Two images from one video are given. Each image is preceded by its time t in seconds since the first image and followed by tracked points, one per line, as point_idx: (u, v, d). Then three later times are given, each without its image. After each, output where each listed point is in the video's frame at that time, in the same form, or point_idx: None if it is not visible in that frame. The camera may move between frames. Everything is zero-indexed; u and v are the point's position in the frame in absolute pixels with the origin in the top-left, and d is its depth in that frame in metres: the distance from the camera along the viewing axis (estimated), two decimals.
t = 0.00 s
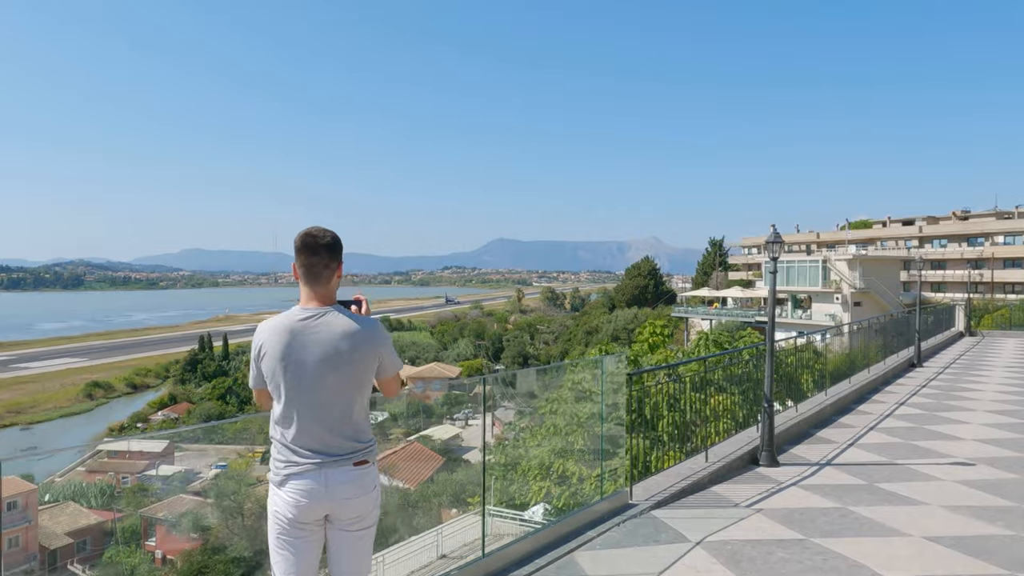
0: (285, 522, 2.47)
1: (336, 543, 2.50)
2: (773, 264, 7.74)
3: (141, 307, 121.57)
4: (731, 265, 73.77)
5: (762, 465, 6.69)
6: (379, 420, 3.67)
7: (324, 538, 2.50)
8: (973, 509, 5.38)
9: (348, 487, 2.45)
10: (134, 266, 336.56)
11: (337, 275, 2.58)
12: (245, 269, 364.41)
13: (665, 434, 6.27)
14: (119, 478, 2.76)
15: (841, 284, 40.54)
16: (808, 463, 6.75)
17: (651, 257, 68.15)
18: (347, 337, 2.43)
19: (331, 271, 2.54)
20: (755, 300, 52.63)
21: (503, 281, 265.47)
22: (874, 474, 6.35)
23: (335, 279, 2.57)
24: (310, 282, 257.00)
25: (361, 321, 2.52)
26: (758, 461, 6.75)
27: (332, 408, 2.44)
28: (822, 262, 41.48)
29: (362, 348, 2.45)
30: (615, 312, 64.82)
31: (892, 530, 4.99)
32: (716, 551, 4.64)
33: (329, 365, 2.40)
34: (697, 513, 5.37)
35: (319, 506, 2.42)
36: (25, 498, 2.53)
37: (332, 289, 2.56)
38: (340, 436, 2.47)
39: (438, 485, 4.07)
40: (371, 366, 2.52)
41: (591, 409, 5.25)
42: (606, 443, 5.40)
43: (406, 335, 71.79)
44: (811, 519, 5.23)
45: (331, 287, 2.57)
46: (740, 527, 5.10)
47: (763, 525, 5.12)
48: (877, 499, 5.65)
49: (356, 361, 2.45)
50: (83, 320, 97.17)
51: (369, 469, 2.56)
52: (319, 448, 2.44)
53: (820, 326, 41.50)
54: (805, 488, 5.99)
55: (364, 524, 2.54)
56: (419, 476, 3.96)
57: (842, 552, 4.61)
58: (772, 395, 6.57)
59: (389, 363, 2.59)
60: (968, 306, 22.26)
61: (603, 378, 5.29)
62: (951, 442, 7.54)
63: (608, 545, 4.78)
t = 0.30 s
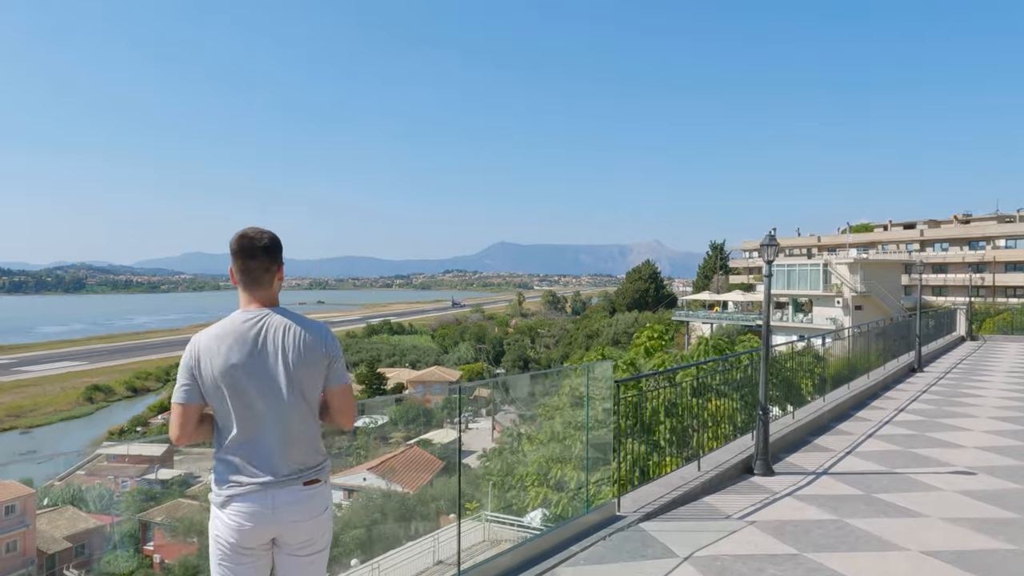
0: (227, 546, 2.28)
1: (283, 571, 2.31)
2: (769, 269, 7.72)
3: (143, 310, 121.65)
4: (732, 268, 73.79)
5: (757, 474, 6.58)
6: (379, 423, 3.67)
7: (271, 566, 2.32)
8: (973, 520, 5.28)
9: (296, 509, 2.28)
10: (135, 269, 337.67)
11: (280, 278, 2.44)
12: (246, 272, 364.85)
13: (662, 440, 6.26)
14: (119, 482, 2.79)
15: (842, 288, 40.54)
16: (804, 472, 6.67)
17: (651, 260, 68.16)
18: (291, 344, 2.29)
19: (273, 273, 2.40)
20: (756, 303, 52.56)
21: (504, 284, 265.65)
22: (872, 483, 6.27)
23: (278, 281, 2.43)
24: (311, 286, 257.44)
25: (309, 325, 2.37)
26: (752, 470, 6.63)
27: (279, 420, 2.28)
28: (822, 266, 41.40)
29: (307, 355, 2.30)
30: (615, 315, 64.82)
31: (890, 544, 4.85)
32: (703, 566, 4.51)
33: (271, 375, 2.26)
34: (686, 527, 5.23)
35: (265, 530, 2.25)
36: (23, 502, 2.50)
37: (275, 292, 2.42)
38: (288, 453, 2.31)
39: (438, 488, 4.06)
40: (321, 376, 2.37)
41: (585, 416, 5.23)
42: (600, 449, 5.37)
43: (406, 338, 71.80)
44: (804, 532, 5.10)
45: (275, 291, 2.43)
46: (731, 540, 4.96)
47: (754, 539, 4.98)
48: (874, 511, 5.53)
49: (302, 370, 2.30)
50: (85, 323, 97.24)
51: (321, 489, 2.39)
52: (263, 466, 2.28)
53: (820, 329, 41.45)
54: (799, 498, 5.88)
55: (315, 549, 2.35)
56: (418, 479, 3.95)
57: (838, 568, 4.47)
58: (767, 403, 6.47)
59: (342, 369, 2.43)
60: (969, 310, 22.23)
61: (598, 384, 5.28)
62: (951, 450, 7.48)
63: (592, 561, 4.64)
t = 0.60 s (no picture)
0: None
1: None
2: (761, 273, 7.68)
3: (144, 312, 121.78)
4: (733, 271, 73.78)
5: (747, 482, 6.42)
6: (378, 426, 3.66)
7: None
8: (969, 532, 5.14)
9: (231, 531, 2.20)
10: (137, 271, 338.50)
11: (201, 281, 2.36)
12: (248, 274, 365.39)
13: (660, 445, 6.23)
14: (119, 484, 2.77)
15: (843, 291, 40.47)
16: (797, 480, 6.59)
17: (652, 263, 68.19)
18: (219, 344, 2.19)
19: (194, 275, 2.32)
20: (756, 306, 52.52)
21: (504, 286, 265.74)
22: (867, 492, 6.18)
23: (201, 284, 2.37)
24: (312, 288, 257.39)
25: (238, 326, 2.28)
26: (743, 479, 6.47)
27: (210, 427, 2.19)
28: (823, 269, 41.38)
29: (237, 357, 2.21)
30: (615, 318, 64.83)
31: (881, 557, 4.69)
32: None
33: (202, 381, 2.16)
34: (668, 540, 5.04)
35: (194, 556, 2.16)
36: (21, 504, 2.51)
37: (199, 294, 2.35)
38: (222, 460, 2.22)
39: (435, 493, 4.03)
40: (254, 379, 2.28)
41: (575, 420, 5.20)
42: (588, 456, 5.32)
43: (407, 340, 71.82)
44: (792, 546, 4.92)
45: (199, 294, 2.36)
46: (715, 556, 4.77)
47: (739, 553, 4.79)
48: (868, 523, 5.36)
49: (233, 373, 2.20)
50: (86, 325, 97.45)
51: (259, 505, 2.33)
52: (197, 479, 2.18)
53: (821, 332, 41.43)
54: (790, 509, 5.72)
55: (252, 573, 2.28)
56: (414, 482, 3.92)
57: None
58: (758, 410, 6.36)
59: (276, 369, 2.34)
60: (970, 313, 22.18)
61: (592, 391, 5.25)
62: (948, 457, 7.41)
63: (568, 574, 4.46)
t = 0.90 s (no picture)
0: None
1: None
2: (761, 276, 7.61)
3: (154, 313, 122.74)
4: (742, 273, 73.53)
5: (749, 491, 6.33)
6: (385, 428, 3.67)
7: None
8: (974, 545, 5.04)
9: (187, 558, 2.16)
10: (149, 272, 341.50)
11: (188, 287, 2.35)
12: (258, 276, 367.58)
13: (664, 449, 6.20)
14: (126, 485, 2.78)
15: (853, 293, 40.14)
16: (801, 489, 6.51)
17: (660, 265, 68.05)
18: (192, 359, 2.15)
19: (178, 282, 2.31)
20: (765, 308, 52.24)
21: (513, 288, 265.78)
22: (870, 503, 6.10)
23: (188, 289, 2.37)
24: (322, 290, 258.39)
25: (217, 339, 2.23)
26: (744, 488, 6.38)
27: (175, 445, 2.15)
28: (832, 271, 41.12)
29: (209, 375, 2.16)
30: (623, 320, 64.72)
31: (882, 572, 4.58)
32: None
33: (170, 396, 2.12)
34: (662, 554, 4.87)
35: None
36: (29, 505, 2.54)
37: (185, 300, 2.35)
38: (182, 479, 2.17)
39: (437, 498, 4.00)
40: (227, 398, 2.22)
41: (578, 422, 5.19)
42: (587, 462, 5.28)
43: (415, 342, 72.03)
44: (792, 559, 4.79)
45: (185, 298, 2.35)
46: (712, 570, 4.63)
47: (735, 568, 4.66)
48: (871, 535, 5.26)
49: (204, 389, 2.15)
50: (97, 326, 98.33)
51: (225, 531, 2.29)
52: (155, 496, 2.15)
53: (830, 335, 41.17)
54: (791, 521, 5.61)
55: None
56: (416, 486, 3.90)
57: None
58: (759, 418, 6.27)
59: (254, 390, 2.28)
60: (980, 316, 21.97)
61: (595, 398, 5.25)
62: (956, 466, 7.32)
63: None
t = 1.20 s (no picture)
0: None
1: None
2: (774, 275, 7.52)
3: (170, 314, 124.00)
4: (756, 275, 73.00)
5: (760, 496, 6.27)
6: (398, 429, 3.68)
7: None
8: (991, 556, 4.94)
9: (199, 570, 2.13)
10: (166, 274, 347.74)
11: (230, 288, 2.34)
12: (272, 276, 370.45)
13: (677, 451, 6.18)
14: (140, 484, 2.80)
15: (869, 294, 39.68)
16: (813, 495, 6.44)
17: (674, 266, 67.76)
18: (210, 369, 2.10)
19: (219, 284, 2.31)
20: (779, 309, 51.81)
21: (526, 289, 265.80)
22: (883, 509, 6.02)
23: (237, 290, 2.38)
24: (336, 291, 259.83)
25: (239, 350, 2.15)
26: (755, 493, 6.32)
27: (193, 456, 2.14)
28: (848, 272, 40.74)
29: (226, 386, 2.10)
30: (636, 322, 64.51)
31: None
32: None
33: (184, 408, 2.11)
34: (667, 562, 4.80)
35: None
36: (45, 504, 2.57)
37: (227, 301, 2.35)
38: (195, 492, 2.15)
39: (449, 498, 3.98)
40: (244, 414, 2.14)
41: (588, 423, 5.19)
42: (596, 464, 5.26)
43: (428, 343, 72.28)
44: (801, 568, 4.72)
45: (230, 300, 2.37)
46: None
47: None
48: (884, 544, 5.18)
49: (218, 404, 2.09)
50: (114, 326, 99.62)
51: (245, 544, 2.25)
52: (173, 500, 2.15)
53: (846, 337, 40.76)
54: (801, 527, 5.55)
55: None
56: (429, 487, 3.88)
57: None
58: (773, 421, 6.20)
59: (275, 407, 2.16)
60: (1000, 318, 21.64)
61: (608, 399, 5.23)
62: (974, 471, 7.21)
63: None
